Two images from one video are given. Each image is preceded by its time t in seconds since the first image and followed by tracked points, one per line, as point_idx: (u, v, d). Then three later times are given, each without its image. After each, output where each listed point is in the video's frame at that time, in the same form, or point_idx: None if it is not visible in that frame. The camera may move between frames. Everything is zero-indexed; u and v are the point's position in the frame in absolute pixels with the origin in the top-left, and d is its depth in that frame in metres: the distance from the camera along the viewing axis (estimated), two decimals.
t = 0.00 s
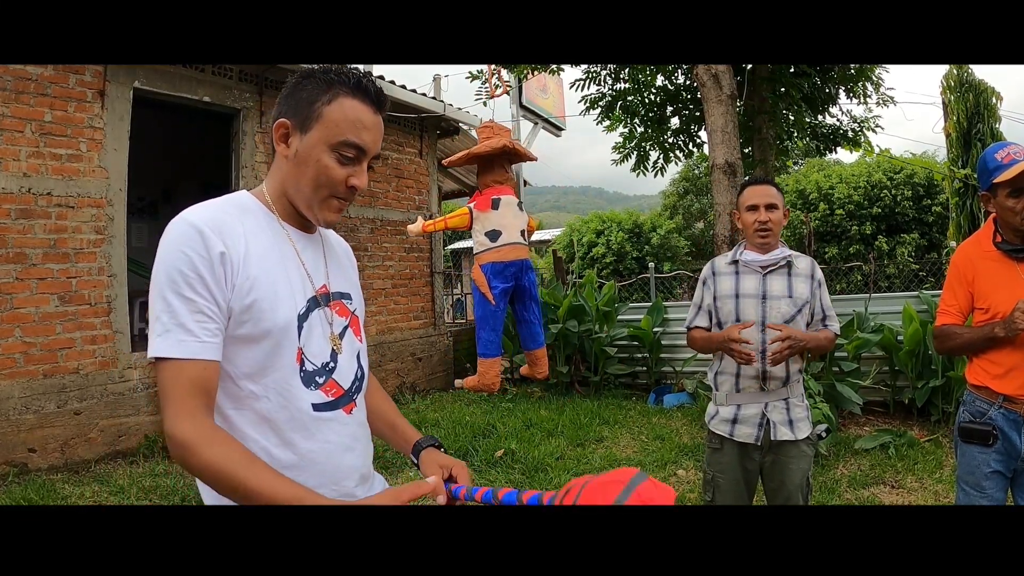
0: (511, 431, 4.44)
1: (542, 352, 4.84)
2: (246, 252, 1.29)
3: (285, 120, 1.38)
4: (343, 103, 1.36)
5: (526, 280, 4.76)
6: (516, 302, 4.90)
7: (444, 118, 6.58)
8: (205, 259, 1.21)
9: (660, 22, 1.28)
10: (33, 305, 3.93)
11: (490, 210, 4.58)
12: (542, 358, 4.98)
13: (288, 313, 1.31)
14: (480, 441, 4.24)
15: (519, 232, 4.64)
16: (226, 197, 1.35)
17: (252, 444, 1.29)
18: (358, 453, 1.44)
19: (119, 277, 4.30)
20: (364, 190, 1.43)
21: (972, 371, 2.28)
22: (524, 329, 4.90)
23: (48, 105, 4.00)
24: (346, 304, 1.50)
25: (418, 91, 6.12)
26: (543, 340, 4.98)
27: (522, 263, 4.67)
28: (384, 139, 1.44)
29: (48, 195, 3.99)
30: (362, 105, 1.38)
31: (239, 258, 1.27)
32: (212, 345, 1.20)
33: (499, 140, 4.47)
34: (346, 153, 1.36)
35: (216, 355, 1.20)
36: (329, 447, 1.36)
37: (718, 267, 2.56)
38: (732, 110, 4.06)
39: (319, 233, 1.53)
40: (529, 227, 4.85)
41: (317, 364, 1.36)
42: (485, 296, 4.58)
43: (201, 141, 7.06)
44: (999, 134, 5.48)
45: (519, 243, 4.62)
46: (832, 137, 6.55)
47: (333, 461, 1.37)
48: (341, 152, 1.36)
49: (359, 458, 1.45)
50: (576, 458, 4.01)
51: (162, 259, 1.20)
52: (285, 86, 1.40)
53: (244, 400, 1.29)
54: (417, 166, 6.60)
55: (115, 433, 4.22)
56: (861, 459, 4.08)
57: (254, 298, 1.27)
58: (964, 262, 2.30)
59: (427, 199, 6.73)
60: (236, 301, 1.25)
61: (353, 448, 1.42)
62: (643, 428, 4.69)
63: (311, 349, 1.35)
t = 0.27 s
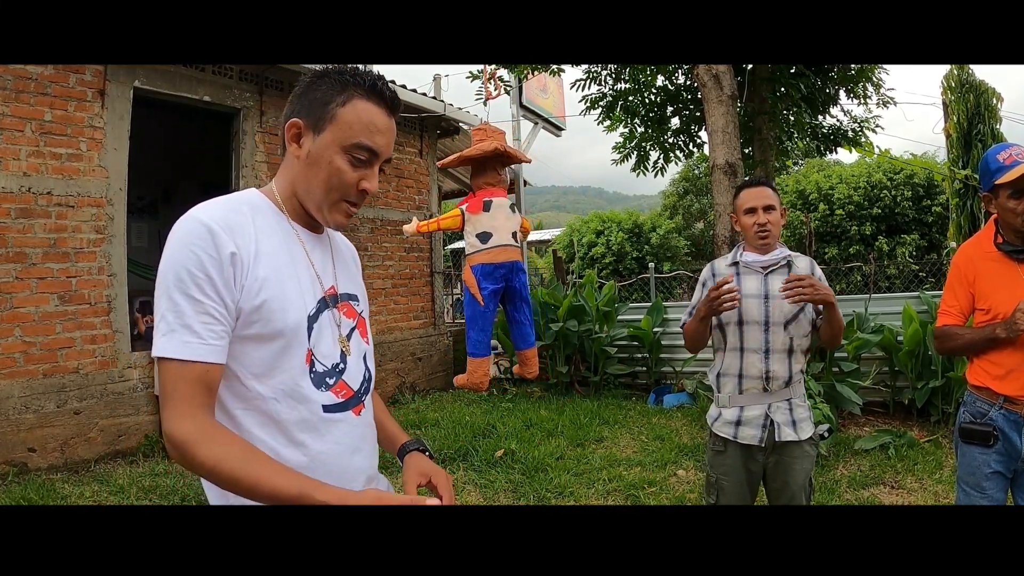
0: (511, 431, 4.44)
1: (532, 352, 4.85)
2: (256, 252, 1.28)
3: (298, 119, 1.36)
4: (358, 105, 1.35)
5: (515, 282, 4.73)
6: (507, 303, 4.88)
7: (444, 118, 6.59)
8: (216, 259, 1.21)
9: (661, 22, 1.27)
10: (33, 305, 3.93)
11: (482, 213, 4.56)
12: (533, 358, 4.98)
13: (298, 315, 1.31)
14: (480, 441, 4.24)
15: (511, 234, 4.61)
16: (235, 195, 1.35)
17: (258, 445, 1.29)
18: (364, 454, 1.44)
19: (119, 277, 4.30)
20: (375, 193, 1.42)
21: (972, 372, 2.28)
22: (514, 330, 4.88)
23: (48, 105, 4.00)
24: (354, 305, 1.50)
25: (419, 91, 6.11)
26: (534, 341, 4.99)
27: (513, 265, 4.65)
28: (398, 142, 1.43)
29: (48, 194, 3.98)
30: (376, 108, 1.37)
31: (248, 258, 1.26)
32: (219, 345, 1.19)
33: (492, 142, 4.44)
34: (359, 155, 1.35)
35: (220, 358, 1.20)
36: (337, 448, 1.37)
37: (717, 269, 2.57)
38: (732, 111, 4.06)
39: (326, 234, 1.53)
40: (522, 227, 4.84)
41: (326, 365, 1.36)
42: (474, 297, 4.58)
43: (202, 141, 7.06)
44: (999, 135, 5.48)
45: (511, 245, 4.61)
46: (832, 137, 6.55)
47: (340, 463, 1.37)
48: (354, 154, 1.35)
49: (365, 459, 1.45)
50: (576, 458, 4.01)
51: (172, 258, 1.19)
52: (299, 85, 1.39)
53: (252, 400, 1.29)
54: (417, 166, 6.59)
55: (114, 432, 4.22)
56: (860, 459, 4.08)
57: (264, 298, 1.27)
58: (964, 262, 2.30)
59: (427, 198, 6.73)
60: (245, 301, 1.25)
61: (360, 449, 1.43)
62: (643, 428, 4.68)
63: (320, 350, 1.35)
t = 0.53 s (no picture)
0: (511, 431, 4.44)
1: (522, 353, 4.83)
2: (257, 252, 1.28)
3: (303, 118, 1.36)
4: (363, 105, 1.33)
5: (505, 283, 4.70)
6: (496, 304, 4.84)
7: (444, 118, 6.58)
8: (218, 259, 1.21)
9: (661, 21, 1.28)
10: (33, 304, 3.93)
11: (471, 214, 4.54)
12: (522, 360, 4.90)
13: (300, 315, 1.30)
14: (479, 441, 4.24)
15: (501, 236, 4.59)
16: (239, 194, 1.35)
17: (259, 445, 1.30)
18: (367, 453, 1.45)
19: (118, 276, 4.30)
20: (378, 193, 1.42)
21: (970, 373, 2.28)
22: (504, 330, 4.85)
23: (48, 104, 4.00)
24: (357, 304, 1.50)
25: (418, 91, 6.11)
26: (524, 342, 4.98)
27: (502, 266, 4.65)
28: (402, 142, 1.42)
29: (48, 194, 3.98)
30: (382, 108, 1.36)
31: (249, 258, 1.26)
32: (214, 347, 1.20)
33: (482, 145, 4.44)
34: (363, 156, 1.34)
35: (214, 360, 1.20)
36: (340, 448, 1.37)
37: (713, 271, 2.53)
38: (732, 111, 4.06)
39: (330, 232, 1.52)
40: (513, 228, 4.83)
41: (330, 365, 1.36)
42: (462, 299, 4.58)
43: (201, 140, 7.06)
44: (999, 136, 5.48)
45: (502, 246, 4.60)
46: (832, 138, 6.55)
47: (343, 463, 1.38)
48: (358, 155, 1.34)
49: (368, 458, 1.45)
50: (576, 458, 4.01)
51: (172, 258, 1.19)
52: (304, 81, 1.37)
53: (254, 400, 1.29)
54: (417, 166, 6.59)
55: (114, 432, 4.22)
56: (860, 460, 4.08)
57: (266, 298, 1.26)
58: (963, 263, 2.30)
59: (427, 199, 6.73)
60: (245, 302, 1.25)
61: (363, 449, 1.43)
62: (643, 429, 4.68)
63: (323, 350, 1.35)
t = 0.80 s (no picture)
0: (510, 431, 4.44)
1: (514, 353, 4.82)
2: (257, 251, 1.28)
3: (302, 118, 1.36)
4: (362, 104, 1.34)
5: (498, 284, 4.69)
6: (490, 304, 4.83)
7: (444, 118, 6.58)
8: (217, 259, 1.21)
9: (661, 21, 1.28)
10: (32, 304, 3.93)
11: (464, 214, 4.52)
12: (516, 360, 4.91)
13: (300, 314, 1.31)
14: (479, 441, 4.24)
15: (493, 237, 4.56)
16: (239, 194, 1.35)
17: (260, 443, 1.30)
18: (368, 452, 1.45)
19: (118, 276, 4.30)
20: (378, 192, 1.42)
21: (968, 373, 2.28)
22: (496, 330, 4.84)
23: (48, 104, 4.00)
24: (357, 303, 1.50)
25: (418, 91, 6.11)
26: (517, 342, 4.95)
27: (495, 267, 4.62)
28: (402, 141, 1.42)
29: (48, 193, 3.98)
30: (381, 107, 1.36)
31: (249, 257, 1.26)
32: (213, 346, 1.20)
33: (477, 145, 4.39)
34: (362, 155, 1.35)
35: (214, 360, 1.20)
36: (341, 447, 1.37)
37: (708, 274, 2.58)
38: (732, 112, 4.06)
39: (331, 231, 1.53)
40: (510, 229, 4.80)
41: (330, 363, 1.36)
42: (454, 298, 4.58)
43: (201, 140, 7.05)
44: (999, 137, 5.47)
45: (494, 247, 4.57)
46: (832, 138, 6.55)
47: (344, 461, 1.38)
48: (357, 154, 1.34)
49: (369, 456, 1.46)
50: (575, 458, 4.01)
51: (172, 258, 1.19)
52: (303, 83, 1.38)
53: (254, 399, 1.29)
54: (416, 166, 6.59)
55: (113, 431, 4.22)
56: (859, 461, 4.08)
57: (265, 298, 1.26)
58: (961, 263, 2.30)
59: (427, 199, 6.73)
60: (246, 301, 1.25)
61: (363, 448, 1.43)
62: (642, 429, 4.68)
63: (323, 349, 1.35)
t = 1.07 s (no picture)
0: (510, 431, 4.44)
1: (513, 352, 4.81)
2: (256, 250, 1.28)
3: (301, 117, 1.36)
4: (361, 103, 1.34)
5: (497, 283, 4.68)
6: (489, 304, 4.82)
7: (445, 118, 6.58)
8: (216, 258, 1.21)
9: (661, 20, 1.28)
10: (33, 302, 3.93)
11: (464, 213, 4.53)
12: (514, 360, 4.87)
13: (300, 312, 1.31)
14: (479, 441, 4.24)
15: (492, 236, 4.56)
16: (239, 193, 1.35)
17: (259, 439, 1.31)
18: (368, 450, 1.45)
19: (118, 275, 4.30)
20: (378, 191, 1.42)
21: (967, 373, 2.28)
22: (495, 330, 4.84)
23: (49, 102, 4.00)
24: (358, 301, 1.50)
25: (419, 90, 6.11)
26: (516, 342, 4.94)
27: (495, 265, 4.61)
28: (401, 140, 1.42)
29: (48, 192, 3.98)
30: (380, 106, 1.36)
31: (248, 256, 1.27)
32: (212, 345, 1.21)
33: (475, 144, 4.42)
34: (361, 154, 1.35)
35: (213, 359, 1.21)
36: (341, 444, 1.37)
37: (705, 275, 2.57)
38: (732, 112, 4.06)
39: (331, 229, 1.53)
40: (511, 226, 4.81)
41: (329, 362, 1.36)
42: (452, 297, 4.58)
43: (201, 139, 7.05)
44: (999, 138, 5.47)
45: (492, 246, 4.58)
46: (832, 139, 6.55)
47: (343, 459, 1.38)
48: (356, 153, 1.35)
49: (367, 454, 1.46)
50: (575, 458, 4.01)
51: (172, 257, 1.19)
52: (303, 82, 1.38)
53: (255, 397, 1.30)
54: (417, 165, 6.59)
55: (113, 430, 4.22)
56: (859, 461, 4.08)
57: (265, 296, 1.27)
58: (959, 264, 2.30)
59: (427, 198, 6.73)
60: (246, 300, 1.25)
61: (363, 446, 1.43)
62: (642, 429, 4.68)
63: (323, 347, 1.35)
